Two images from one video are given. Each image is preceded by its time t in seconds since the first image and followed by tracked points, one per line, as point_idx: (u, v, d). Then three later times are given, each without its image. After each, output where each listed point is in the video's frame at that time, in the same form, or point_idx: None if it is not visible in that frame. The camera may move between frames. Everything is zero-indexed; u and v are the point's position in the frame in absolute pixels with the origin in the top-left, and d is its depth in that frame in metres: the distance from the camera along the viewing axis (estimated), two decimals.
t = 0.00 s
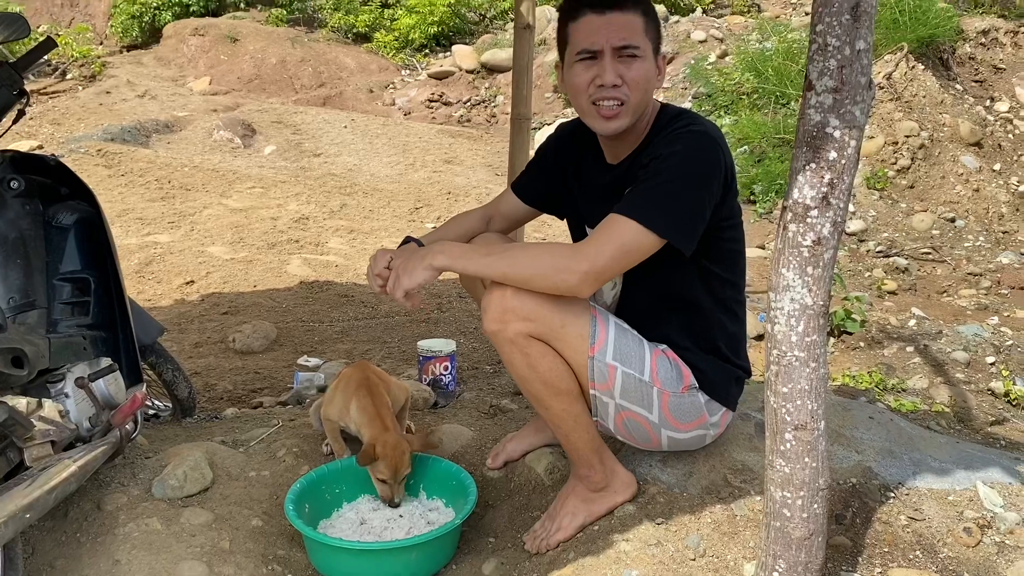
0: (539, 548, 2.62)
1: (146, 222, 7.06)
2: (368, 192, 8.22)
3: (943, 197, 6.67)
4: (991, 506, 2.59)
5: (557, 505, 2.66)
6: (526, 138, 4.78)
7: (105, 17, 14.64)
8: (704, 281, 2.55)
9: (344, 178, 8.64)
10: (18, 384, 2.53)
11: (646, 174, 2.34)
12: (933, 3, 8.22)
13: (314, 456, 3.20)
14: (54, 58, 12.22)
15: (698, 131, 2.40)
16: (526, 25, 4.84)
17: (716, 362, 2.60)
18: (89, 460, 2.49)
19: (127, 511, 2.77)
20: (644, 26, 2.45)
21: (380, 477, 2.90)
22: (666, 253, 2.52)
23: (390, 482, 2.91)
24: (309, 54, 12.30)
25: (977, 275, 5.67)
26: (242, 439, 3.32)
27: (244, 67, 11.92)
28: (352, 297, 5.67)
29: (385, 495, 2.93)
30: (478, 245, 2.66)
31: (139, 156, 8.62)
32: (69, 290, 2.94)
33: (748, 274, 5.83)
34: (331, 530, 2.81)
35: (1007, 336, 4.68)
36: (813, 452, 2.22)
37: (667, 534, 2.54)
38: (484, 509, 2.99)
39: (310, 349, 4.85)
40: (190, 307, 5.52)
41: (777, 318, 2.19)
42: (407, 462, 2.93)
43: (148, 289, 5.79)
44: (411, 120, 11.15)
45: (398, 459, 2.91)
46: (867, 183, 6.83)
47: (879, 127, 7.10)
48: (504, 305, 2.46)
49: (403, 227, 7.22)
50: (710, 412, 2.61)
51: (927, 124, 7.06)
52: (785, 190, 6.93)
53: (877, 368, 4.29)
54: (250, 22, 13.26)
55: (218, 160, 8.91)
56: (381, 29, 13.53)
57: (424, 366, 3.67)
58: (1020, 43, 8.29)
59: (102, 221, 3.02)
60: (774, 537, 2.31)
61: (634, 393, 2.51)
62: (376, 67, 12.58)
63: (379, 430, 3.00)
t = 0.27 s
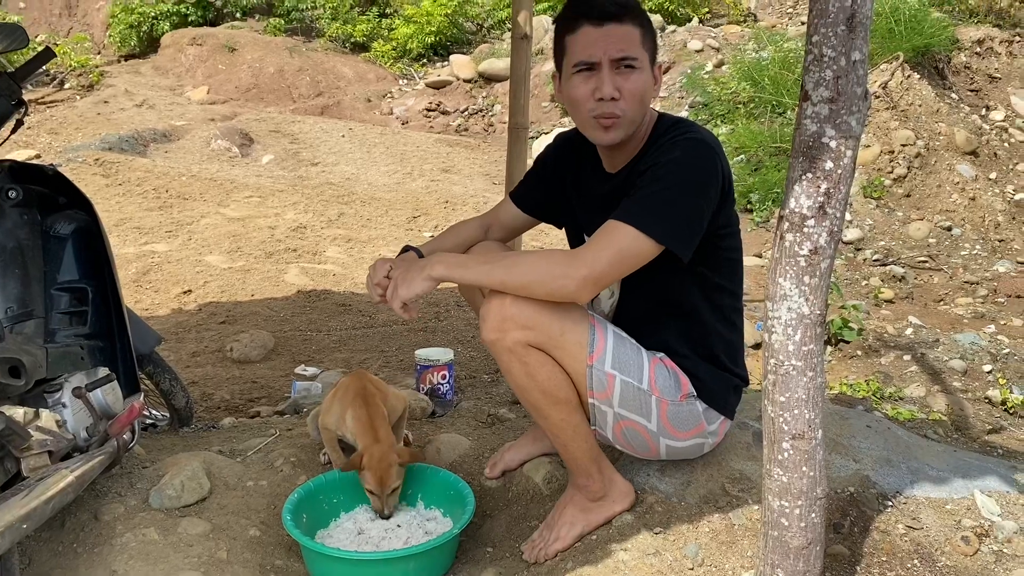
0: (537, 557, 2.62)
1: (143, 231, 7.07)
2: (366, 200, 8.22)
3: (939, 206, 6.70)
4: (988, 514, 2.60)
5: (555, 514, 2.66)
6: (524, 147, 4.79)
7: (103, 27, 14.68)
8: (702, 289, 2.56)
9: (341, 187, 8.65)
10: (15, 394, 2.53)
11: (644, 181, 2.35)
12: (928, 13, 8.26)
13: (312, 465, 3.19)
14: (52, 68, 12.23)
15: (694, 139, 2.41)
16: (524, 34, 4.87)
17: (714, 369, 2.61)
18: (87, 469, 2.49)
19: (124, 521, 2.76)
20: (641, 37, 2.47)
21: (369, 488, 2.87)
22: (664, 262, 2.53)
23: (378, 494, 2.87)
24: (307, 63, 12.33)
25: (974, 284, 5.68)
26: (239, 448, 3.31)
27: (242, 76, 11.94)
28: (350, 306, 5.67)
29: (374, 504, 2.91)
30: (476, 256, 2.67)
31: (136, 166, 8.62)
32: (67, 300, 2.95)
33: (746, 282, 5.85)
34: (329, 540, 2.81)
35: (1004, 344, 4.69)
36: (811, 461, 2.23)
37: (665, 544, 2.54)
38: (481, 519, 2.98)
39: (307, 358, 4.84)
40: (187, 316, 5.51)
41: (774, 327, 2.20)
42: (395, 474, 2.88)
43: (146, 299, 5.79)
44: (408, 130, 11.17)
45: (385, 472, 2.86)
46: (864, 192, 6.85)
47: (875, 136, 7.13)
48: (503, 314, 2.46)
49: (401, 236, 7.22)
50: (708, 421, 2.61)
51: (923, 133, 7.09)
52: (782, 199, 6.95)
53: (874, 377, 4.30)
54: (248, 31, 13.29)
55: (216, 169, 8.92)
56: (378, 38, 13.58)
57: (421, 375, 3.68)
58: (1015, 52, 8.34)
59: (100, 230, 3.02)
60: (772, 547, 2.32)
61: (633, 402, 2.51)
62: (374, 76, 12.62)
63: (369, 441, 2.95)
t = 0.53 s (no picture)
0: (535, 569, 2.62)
1: (141, 241, 7.07)
2: (364, 210, 8.24)
3: (936, 215, 6.71)
4: (987, 524, 2.60)
5: (553, 525, 2.65)
6: (522, 158, 4.80)
7: (102, 37, 14.72)
8: (700, 300, 2.56)
9: (340, 197, 8.66)
10: (13, 405, 2.54)
11: (641, 192, 2.36)
12: (924, 23, 8.31)
13: (310, 476, 3.18)
14: (50, 78, 12.25)
15: (691, 150, 2.42)
16: (521, 45, 4.89)
17: (712, 379, 2.61)
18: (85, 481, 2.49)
19: (122, 533, 2.76)
20: (636, 52, 2.48)
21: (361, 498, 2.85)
22: (662, 272, 2.54)
23: (369, 505, 2.85)
24: (305, 73, 12.37)
25: (971, 293, 5.70)
26: (237, 459, 3.31)
27: (240, 86, 11.97)
28: (348, 316, 5.67)
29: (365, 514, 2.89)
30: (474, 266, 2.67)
31: (134, 175, 8.63)
32: (65, 310, 2.95)
33: (744, 292, 5.86)
34: (327, 551, 2.80)
35: (1002, 354, 4.70)
36: (809, 471, 2.23)
37: (664, 555, 2.54)
38: (480, 530, 2.98)
39: (305, 368, 4.84)
40: (185, 326, 5.51)
41: (772, 338, 2.20)
42: (387, 488, 2.85)
43: (144, 309, 5.78)
44: (407, 139, 11.19)
45: (377, 485, 2.84)
46: (861, 202, 6.87)
47: (872, 146, 7.16)
48: (501, 324, 2.47)
49: (399, 246, 7.23)
50: (706, 431, 2.62)
51: (919, 142, 7.12)
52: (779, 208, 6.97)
53: (872, 387, 4.30)
54: (247, 42, 13.33)
55: (214, 179, 8.93)
56: (377, 49, 13.62)
57: (420, 386, 3.70)
58: (1011, 63, 8.38)
59: (98, 240, 3.01)
60: (771, 557, 2.32)
61: (631, 412, 2.51)
62: (372, 86, 12.66)
63: (365, 451, 2.93)
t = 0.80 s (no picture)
0: None
1: (139, 250, 7.07)
2: (362, 219, 8.24)
3: (933, 224, 6.73)
4: (985, 533, 2.60)
5: (551, 534, 2.64)
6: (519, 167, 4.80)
7: (100, 46, 14.76)
8: (698, 309, 2.56)
9: (338, 206, 8.67)
10: (11, 415, 2.51)
11: (639, 201, 2.36)
12: (920, 33, 8.34)
13: (308, 485, 3.17)
14: (49, 87, 12.26)
15: (689, 160, 2.42)
16: (520, 55, 4.90)
17: (710, 388, 2.61)
18: (82, 490, 2.49)
19: (119, 543, 2.75)
20: (633, 63, 2.49)
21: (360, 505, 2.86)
22: (660, 281, 2.54)
23: (367, 512, 2.86)
24: (303, 83, 12.40)
25: (969, 302, 5.71)
26: (235, 468, 3.30)
27: (239, 96, 12.00)
28: (346, 324, 5.67)
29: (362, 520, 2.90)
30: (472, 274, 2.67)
31: (133, 184, 8.63)
32: (63, 320, 2.94)
33: (742, 300, 5.87)
34: (326, 561, 2.80)
35: (1000, 363, 4.71)
36: (808, 480, 2.23)
37: (663, 564, 2.54)
38: (478, 539, 2.97)
39: (304, 377, 4.83)
40: (183, 335, 5.50)
41: (770, 346, 2.20)
42: (386, 494, 2.86)
43: (142, 318, 5.78)
44: (405, 148, 11.21)
45: (376, 491, 2.85)
46: (858, 211, 6.89)
47: (869, 154, 7.18)
48: (498, 333, 2.47)
49: (397, 255, 7.23)
50: (704, 441, 2.62)
51: (916, 151, 7.14)
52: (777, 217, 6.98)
53: (871, 395, 4.30)
54: (245, 51, 13.37)
55: (213, 188, 8.94)
56: (375, 58, 13.66)
57: (417, 395, 3.68)
58: (1007, 72, 8.41)
59: (96, 249, 3.01)
60: (769, 566, 2.32)
61: (629, 421, 2.51)
62: (371, 95, 12.68)
63: (363, 456, 2.93)
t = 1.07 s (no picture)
0: None
1: (138, 257, 7.07)
2: (361, 226, 8.25)
3: (932, 231, 6.74)
4: (985, 540, 2.59)
5: (550, 542, 2.63)
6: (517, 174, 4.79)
7: (99, 53, 14.79)
8: (697, 315, 2.56)
9: (337, 213, 8.67)
10: (9, 422, 2.51)
11: (639, 206, 2.37)
12: (918, 41, 8.37)
13: (306, 492, 3.16)
14: (48, 94, 12.27)
15: (689, 166, 2.43)
16: (519, 62, 4.91)
17: (709, 394, 2.61)
18: (80, 497, 2.49)
19: (117, 550, 2.74)
20: (633, 69, 2.49)
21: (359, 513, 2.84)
22: (659, 287, 2.54)
23: (369, 519, 2.85)
24: (302, 90, 12.43)
25: (967, 309, 5.72)
26: (233, 476, 3.29)
27: (238, 103, 12.01)
28: (344, 332, 5.67)
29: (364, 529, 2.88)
30: (471, 281, 2.68)
31: (131, 191, 8.64)
32: (61, 326, 2.94)
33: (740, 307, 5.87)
34: (324, 568, 2.79)
35: (998, 370, 4.71)
36: (807, 487, 2.23)
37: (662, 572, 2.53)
38: (477, 546, 2.97)
39: (302, 385, 4.83)
40: (181, 343, 5.50)
41: (769, 353, 2.20)
42: (387, 500, 2.85)
43: (140, 325, 5.78)
44: (403, 156, 11.23)
45: (376, 497, 2.84)
46: (857, 218, 6.90)
47: (867, 162, 7.19)
48: (497, 339, 2.47)
49: (396, 262, 7.23)
50: (703, 447, 2.61)
51: (915, 159, 7.16)
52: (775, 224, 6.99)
53: (870, 402, 4.30)
54: (244, 58, 13.40)
55: (211, 195, 8.94)
56: (374, 65, 13.69)
57: (416, 402, 3.68)
58: (1004, 79, 8.43)
59: (95, 255, 3.02)
60: (769, 573, 2.31)
61: (628, 428, 2.51)
62: (369, 103, 12.70)
63: (361, 464, 2.93)
